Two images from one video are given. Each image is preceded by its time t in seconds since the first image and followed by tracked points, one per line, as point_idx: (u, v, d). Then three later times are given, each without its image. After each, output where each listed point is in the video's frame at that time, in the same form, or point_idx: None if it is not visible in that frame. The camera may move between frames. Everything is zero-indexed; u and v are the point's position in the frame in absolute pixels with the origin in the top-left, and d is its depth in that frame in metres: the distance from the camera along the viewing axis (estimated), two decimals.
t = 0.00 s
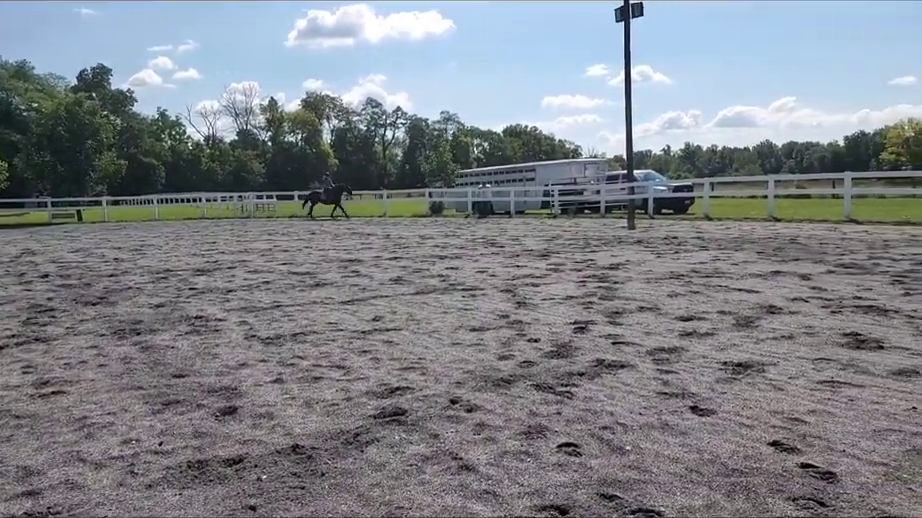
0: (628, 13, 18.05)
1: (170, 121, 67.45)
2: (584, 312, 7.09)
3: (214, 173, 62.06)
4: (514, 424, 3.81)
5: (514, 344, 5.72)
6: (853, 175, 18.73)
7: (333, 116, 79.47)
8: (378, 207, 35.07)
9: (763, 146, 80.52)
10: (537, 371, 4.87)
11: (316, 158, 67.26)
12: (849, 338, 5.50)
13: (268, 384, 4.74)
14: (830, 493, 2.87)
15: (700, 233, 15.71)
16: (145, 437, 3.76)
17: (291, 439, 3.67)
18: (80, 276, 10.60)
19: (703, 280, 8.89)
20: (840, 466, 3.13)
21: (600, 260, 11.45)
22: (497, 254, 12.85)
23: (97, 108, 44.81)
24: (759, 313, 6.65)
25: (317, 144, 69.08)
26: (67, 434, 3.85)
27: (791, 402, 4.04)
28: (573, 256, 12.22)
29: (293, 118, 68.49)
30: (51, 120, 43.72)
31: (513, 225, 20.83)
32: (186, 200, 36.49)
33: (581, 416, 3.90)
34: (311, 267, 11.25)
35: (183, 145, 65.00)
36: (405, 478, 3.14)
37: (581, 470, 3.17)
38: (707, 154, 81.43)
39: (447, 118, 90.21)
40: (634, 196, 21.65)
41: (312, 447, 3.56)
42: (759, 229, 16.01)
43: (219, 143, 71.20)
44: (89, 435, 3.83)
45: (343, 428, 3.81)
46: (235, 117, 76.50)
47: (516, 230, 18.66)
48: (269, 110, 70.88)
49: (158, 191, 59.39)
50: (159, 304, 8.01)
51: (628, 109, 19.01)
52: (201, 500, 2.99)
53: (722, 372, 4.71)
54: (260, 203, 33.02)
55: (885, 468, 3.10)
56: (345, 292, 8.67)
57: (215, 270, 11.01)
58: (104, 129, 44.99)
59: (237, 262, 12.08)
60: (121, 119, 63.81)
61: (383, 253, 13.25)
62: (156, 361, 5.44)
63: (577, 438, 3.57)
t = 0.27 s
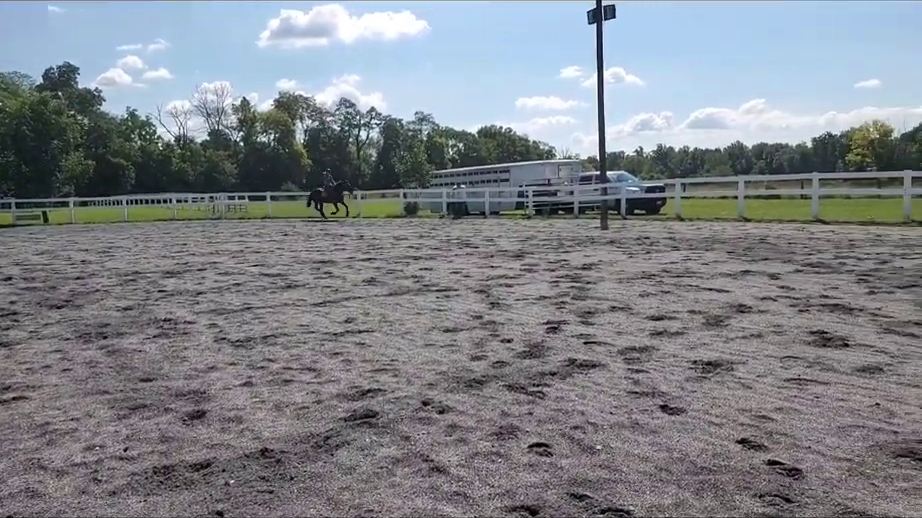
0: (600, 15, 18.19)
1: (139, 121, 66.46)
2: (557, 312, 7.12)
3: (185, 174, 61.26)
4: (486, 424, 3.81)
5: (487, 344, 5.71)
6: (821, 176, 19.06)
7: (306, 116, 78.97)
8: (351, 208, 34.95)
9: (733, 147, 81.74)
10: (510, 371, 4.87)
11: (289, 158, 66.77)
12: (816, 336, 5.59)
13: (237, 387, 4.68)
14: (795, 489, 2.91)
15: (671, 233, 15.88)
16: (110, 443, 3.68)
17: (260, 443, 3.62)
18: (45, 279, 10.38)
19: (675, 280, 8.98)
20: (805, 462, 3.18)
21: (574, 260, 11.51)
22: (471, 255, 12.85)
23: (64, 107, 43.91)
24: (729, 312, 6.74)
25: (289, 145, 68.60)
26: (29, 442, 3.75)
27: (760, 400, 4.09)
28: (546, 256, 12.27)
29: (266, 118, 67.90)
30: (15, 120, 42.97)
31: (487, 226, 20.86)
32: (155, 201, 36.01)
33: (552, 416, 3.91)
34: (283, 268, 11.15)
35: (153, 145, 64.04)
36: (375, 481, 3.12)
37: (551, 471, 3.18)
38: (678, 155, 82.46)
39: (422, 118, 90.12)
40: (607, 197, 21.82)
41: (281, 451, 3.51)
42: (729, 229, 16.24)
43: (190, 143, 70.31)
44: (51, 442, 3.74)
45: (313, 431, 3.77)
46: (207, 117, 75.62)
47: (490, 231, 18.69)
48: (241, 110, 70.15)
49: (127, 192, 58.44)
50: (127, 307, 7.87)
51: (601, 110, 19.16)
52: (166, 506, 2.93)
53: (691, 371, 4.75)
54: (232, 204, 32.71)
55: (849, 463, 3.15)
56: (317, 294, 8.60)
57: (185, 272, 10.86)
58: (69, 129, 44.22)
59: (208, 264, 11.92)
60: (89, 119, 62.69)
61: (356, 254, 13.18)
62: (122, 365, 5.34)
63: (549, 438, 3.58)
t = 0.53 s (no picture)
0: (566, 19, 18.33)
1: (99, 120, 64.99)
2: (523, 313, 7.14)
3: (147, 174, 60.07)
4: (449, 426, 3.79)
5: (452, 346, 5.70)
6: (781, 180, 19.48)
7: (272, 116, 78.14)
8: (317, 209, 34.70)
9: (696, 150, 83.17)
10: (474, 372, 4.87)
11: (254, 159, 65.98)
12: (774, 336, 5.70)
13: (197, 391, 4.59)
14: (752, 487, 2.95)
15: (635, 235, 16.07)
16: (62, 450, 3.58)
17: (220, 448, 3.56)
18: None
19: (638, 281, 9.08)
20: (763, 460, 3.23)
21: (540, 262, 11.56)
22: (438, 256, 12.82)
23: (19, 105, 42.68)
24: (691, 312, 6.83)
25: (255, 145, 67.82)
26: None
27: (720, 399, 4.15)
28: (513, 258, 12.31)
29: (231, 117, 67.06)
30: None
31: (454, 227, 20.86)
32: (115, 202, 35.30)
33: (516, 417, 3.91)
34: (246, 270, 10.99)
35: (113, 145, 62.66)
36: (337, 485, 3.08)
37: (514, 472, 3.18)
38: (643, 157, 83.59)
39: (389, 119, 89.84)
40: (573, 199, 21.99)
41: (240, 455, 3.45)
42: (692, 230, 16.49)
43: (152, 142, 68.99)
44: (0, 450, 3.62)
45: (274, 435, 3.72)
46: (169, 116, 74.29)
47: (457, 232, 18.69)
48: (205, 109, 69.07)
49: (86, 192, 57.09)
50: (84, 310, 7.67)
51: (567, 113, 19.30)
52: (121, 514, 2.86)
53: (653, 371, 4.81)
54: (195, 205, 32.21)
55: (804, 460, 3.22)
56: (281, 296, 8.49)
57: (145, 274, 10.63)
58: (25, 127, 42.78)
59: (169, 265, 11.70)
60: (46, 117, 61.07)
61: (321, 255, 13.06)
62: (78, 369, 5.19)
63: (512, 439, 3.58)
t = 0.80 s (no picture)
0: (526, 22, 18.47)
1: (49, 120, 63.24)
2: (483, 315, 7.15)
3: (99, 175, 58.60)
4: (407, 429, 3.77)
5: (411, 349, 5.67)
6: (735, 183, 19.93)
7: (229, 117, 77.06)
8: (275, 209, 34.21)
9: (654, 153, 84.69)
10: (433, 375, 4.85)
11: (211, 159, 64.94)
12: (728, 335, 5.82)
13: (149, 397, 4.48)
14: (705, 484, 3.00)
15: (594, 236, 16.27)
16: (4, 462, 3.45)
17: (171, 456, 3.48)
18: None
19: (597, 282, 9.18)
20: (716, 458, 3.28)
21: (500, 263, 11.62)
22: (399, 258, 12.78)
23: None
24: (648, 313, 6.93)
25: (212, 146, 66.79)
26: None
27: (675, 398, 4.21)
28: (474, 260, 12.33)
29: (187, 118, 65.94)
30: None
31: (415, 229, 20.83)
32: (65, 204, 34.35)
33: (474, 419, 3.91)
34: (202, 273, 10.78)
35: (64, 145, 60.94)
36: (292, 491, 3.04)
37: (471, 474, 3.17)
38: (602, 160, 84.79)
39: (350, 121, 89.31)
40: (534, 201, 22.16)
41: (192, 463, 3.38)
42: (650, 232, 16.76)
43: (105, 142, 67.34)
44: None
45: (228, 442, 3.64)
46: (123, 115, 72.59)
47: (417, 234, 18.67)
48: (161, 109, 67.70)
49: (36, 193, 55.44)
50: (31, 315, 7.42)
51: (527, 115, 19.44)
52: None
53: (611, 371, 4.86)
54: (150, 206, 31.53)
55: (755, 457, 3.28)
56: (238, 299, 8.36)
57: (96, 278, 10.34)
58: None
59: (121, 269, 11.41)
60: None
61: (279, 258, 12.90)
62: (22, 377, 5.01)
63: (470, 441, 3.58)
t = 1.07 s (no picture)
0: (488, 25, 18.55)
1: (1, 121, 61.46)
2: (447, 317, 7.14)
3: (54, 179, 57.10)
4: (370, 434, 3.74)
5: (375, 353, 5.63)
6: (695, 184, 20.26)
7: (189, 119, 75.95)
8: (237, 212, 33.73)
9: (616, 155, 85.83)
10: (397, 379, 4.82)
11: (171, 162, 63.85)
12: (689, 334, 5.91)
13: (104, 406, 4.36)
14: (665, 482, 3.04)
15: (558, 237, 16.41)
16: None
17: (127, 466, 3.39)
18: None
19: (560, 283, 9.25)
20: (676, 456, 3.32)
21: (465, 266, 11.62)
22: (363, 262, 12.69)
23: None
24: (610, 313, 7.00)
25: (171, 148, 65.71)
26: None
27: (636, 397, 4.26)
28: (438, 262, 12.33)
29: (146, 120, 65.23)
30: None
31: (379, 232, 20.75)
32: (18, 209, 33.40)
33: (437, 422, 3.90)
34: (161, 278, 10.56)
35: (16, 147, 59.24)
36: (252, 499, 2.99)
37: (434, 478, 3.16)
38: (565, 162, 85.55)
39: (313, 123, 88.55)
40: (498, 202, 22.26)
41: (149, 473, 3.30)
42: (612, 233, 16.94)
43: (60, 145, 65.66)
44: None
45: (186, 450, 3.57)
46: (78, 117, 70.89)
47: (382, 237, 18.61)
48: (118, 111, 66.29)
49: None
50: None
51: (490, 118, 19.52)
52: None
53: (574, 371, 4.89)
54: (106, 210, 30.83)
55: (714, 454, 3.34)
56: (198, 304, 8.21)
57: (50, 284, 10.06)
58: None
59: (76, 275, 11.11)
60: None
61: (241, 262, 12.72)
62: None
63: (433, 445, 3.56)
